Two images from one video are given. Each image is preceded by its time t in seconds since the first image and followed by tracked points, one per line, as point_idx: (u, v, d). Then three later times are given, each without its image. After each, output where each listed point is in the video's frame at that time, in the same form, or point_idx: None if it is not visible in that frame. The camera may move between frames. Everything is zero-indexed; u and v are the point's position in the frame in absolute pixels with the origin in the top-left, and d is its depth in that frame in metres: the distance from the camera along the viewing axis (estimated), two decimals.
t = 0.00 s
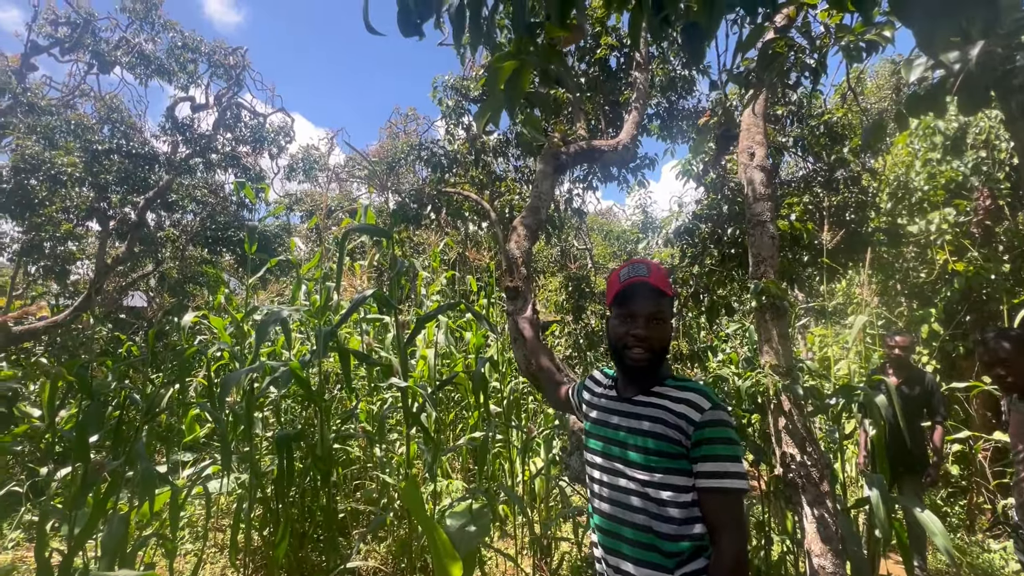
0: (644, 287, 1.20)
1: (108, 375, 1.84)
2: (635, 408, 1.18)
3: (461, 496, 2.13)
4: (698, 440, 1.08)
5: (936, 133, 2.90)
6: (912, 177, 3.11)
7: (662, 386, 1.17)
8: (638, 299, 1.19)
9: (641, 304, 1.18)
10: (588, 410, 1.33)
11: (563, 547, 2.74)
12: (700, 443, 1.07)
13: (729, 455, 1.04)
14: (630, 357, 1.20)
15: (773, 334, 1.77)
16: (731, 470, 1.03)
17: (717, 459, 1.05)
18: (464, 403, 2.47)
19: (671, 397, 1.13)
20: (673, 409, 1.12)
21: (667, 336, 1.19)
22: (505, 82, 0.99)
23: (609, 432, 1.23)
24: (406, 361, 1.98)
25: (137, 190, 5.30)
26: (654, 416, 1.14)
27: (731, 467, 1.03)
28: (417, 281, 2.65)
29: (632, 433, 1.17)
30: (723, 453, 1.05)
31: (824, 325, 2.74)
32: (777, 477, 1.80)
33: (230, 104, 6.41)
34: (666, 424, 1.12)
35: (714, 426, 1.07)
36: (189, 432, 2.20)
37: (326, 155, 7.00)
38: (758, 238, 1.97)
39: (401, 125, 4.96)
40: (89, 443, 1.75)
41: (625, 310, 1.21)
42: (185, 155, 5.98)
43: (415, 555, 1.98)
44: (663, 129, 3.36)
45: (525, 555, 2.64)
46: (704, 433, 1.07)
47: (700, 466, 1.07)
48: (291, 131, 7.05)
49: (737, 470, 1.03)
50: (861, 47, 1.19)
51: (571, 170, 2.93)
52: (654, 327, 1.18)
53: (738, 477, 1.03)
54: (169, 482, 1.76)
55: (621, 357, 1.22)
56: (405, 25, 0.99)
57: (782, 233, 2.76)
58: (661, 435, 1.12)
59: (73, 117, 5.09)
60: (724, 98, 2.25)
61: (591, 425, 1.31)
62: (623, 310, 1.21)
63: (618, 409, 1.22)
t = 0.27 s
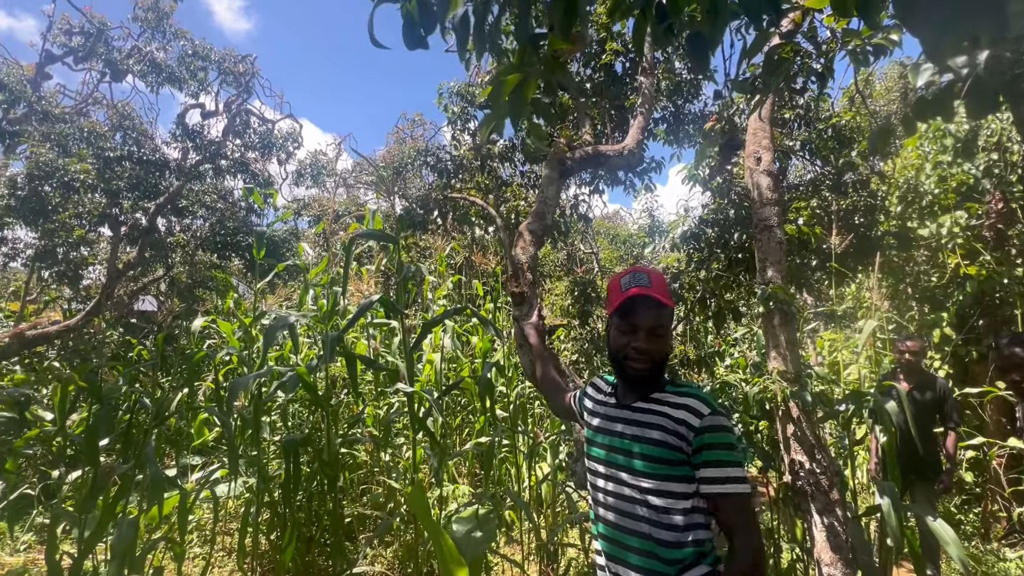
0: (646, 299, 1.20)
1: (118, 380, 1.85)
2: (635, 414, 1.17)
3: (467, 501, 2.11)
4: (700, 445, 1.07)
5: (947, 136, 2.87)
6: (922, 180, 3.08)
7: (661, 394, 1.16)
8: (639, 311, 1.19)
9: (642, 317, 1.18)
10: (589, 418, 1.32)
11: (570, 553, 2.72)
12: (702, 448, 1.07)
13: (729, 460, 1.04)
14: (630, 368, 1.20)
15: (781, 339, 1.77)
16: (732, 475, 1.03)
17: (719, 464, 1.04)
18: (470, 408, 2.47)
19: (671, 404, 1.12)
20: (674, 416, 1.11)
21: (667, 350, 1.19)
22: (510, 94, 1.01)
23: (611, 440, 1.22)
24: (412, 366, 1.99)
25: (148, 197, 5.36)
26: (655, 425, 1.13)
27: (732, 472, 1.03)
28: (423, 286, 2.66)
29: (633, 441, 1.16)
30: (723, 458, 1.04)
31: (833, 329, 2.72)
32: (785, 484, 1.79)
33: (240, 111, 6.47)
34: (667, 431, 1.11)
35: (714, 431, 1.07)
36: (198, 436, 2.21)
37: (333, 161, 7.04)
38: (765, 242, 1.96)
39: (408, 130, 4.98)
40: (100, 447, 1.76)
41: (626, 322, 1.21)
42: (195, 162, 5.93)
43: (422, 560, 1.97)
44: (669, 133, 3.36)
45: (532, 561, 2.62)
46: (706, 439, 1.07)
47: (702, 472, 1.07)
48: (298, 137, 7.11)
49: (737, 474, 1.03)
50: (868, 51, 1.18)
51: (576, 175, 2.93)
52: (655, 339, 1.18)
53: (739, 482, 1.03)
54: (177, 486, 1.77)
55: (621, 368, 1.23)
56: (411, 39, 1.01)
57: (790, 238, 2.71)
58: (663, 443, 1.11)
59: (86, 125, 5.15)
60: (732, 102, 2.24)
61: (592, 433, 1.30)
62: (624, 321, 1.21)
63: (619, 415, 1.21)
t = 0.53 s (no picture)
0: (648, 305, 1.22)
1: (134, 385, 1.88)
2: (640, 415, 1.18)
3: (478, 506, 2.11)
4: (709, 421, 1.11)
5: (964, 135, 2.83)
6: (939, 180, 3.04)
7: (662, 389, 1.18)
8: (641, 317, 1.21)
9: (644, 322, 1.20)
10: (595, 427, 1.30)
11: (582, 559, 2.70)
12: (711, 422, 1.11)
13: (746, 409, 1.08)
14: (633, 372, 1.21)
15: (796, 343, 1.76)
16: (758, 421, 1.06)
17: (735, 427, 1.09)
18: (481, 412, 2.46)
19: (675, 398, 1.15)
20: (676, 403, 1.14)
21: (670, 355, 1.20)
22: (524, 95, 0.98)
23: (623, 447, 1.20)
24: (423, 370, 1.99)
25: (163, 204, 5.44)
26: (665, 421, 1.14)
27: (755, 417, 1.07)
28: (434, 290, 2.66)
29: (647, 443, 1.15)
30: (740, 412, 1.08)
31: (848, 333, 2.68)
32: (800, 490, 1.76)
33: (253, 118, 6.54)
34: (676, 422, 1.13)
35: (719, 393, 1.12)
36: (212, 440, 2.23)
37: (345, 166, 7.10)
38: (779, 245, 1.94)
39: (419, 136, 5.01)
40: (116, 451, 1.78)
41: (628, 327, 1.23)
42: (209, 168, 6.07)
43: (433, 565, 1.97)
44: (680, 136, 3.34)
45: (545, 567, 2.60)
46: (712, 410, 1.11)
47: (722, 442, 1.11)
48: (310, 144, 7.16)
49: (761, 416, 1.07)
50: (883, 51, 1.17)
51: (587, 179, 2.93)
52: (656, 345, 1.19)
53: (767, 420, 1.06)
54: (192, 489, 1.78)
55: (625, 373, 1.24)
56: (425, 46, 1.03)
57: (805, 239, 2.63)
58: (675, 436, 1.13)
59: (104, 134, 5.26)
60: (743, 104, 2.23)
61: (601, 443, 1.28)
62: (626, 325, 1.23)
63: (627, 421, 1.20)
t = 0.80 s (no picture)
0: (669, 310, 1.21)
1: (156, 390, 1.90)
2: (658, 416, 1.18)
3: (493, 511, 2.09)
4: (722, 421, 1.10)
5: (990, 133, 2.76)
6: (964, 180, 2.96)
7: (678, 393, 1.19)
8: (662, 322, 1.20)
9: (667, 327, 1.19)
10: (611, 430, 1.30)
11: (599, 566, 2.66)
12: (724, 423, 1.10)
13: (758, 411, 1.07)
14: (658, 379, 1.19)
15: (817, 348, 1.76)
16: (772, 420, 1.05)
17: (748, 427, 1.07)
18: (496, 417, 2.45)
19: (690, 400, 1.15)
20: (691, 403, 1.14)
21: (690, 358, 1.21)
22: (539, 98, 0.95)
23: (641, 451, 1.20)
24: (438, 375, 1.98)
25: (183, 211, 5.53)
26: (682, 424, 1.14)
27: (769, 417, 1.05)
28: (448, 295, 2.66)
29: (665, 445, 1.15)
30: (753, 412, 1.07)
31: (871, 336, 2.62)
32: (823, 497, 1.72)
33: (270, 127, 6.61)
34: (692, 423, 1.13)
35: (732, 395, 1.11)
36: (230, 444, 2.24)
37: (360, 173, 7.15)
38: (798, 247, 1.90)
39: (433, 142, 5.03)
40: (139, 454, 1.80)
41: (649, 334, 1.21)
42: (228, 177, 6.15)
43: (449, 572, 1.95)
44: (695, 138, 3.32)
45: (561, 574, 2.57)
46: (724, 410, 1.10)
47: (735, 444, 1.10)
48: (326, 151, 7.23)
49: (775, 416, 1.05)
50: (906, 46, 1.14)
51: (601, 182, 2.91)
52: (680, 349, 1.19)
53: (781, 419, 1.05)
54: (211, 493, 1.79)
55: (647, 380, 1.21)
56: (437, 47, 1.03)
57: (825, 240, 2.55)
58: (691, 436, 1.13)
59: (127, 145, 5.38)
60: (759, 105, 2.20)
61: (616, 447, 1.27)
62: (648, 331, 1.21)
63: (646, 425, 1.20)
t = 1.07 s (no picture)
0: (692, 320, 1.24)
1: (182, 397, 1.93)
2: (683, 425, 1.17)
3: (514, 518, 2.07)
4: (750, 438, 1.11)
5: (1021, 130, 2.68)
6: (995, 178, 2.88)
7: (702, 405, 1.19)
8: (687, 332, 1.23)
9: (693, 337, 1.22)
10: (633, 436, 1.26)
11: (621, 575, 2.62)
12: (753, 439, 1.10)
13: (785, 426, 1.09)
14: (681, 387, 1.21)
15: (845, 352, 1.72)
16: (800, 438, 1.06)
17: (775, 444, 1.09)
18: (515, 423, 2.44)
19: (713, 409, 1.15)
20: (719, 417, 1.14)
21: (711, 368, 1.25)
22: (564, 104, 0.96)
23: (665, 456, 1.18)
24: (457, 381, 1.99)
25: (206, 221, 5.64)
26: (706, 431, 1.14)
27: (797, 435, 1.07)
28: (465, 301, 2.66)
29: (691, 453, 1.14)
30: (783, 429, 1.08)
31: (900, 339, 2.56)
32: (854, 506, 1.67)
33: (290, 137, 6.72)
34: (720, 435, 1.13)
35: (757, 410, 1.12)
36: (252, 449, 2.27)
37: (377, 182, 7.21)
38: (823, 248, 1.87)
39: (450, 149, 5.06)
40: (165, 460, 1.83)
41: (674, 343, 1.23)
42: (249, 188, 6.27)
43: None
44: (713, 140, 3.29)
45: None
46: (753, 428, 1.11)
47: (760, 459, 1.11)
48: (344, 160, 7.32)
49: (803, 434, 1.07)
50: (936, 41, 1.11)
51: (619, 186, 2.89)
52: (704, 358, 1.22)
53: (809, 437, 1.07)
54: (235, 498, 1.81)
55: (670, 387, 1.22)
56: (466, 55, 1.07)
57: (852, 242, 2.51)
58: (717, 447, 1.12)
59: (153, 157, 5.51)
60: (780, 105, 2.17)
61: (638, 452, 1.24)
62: (674, 340, 1.23)
63: (671, 432, 1.18)
